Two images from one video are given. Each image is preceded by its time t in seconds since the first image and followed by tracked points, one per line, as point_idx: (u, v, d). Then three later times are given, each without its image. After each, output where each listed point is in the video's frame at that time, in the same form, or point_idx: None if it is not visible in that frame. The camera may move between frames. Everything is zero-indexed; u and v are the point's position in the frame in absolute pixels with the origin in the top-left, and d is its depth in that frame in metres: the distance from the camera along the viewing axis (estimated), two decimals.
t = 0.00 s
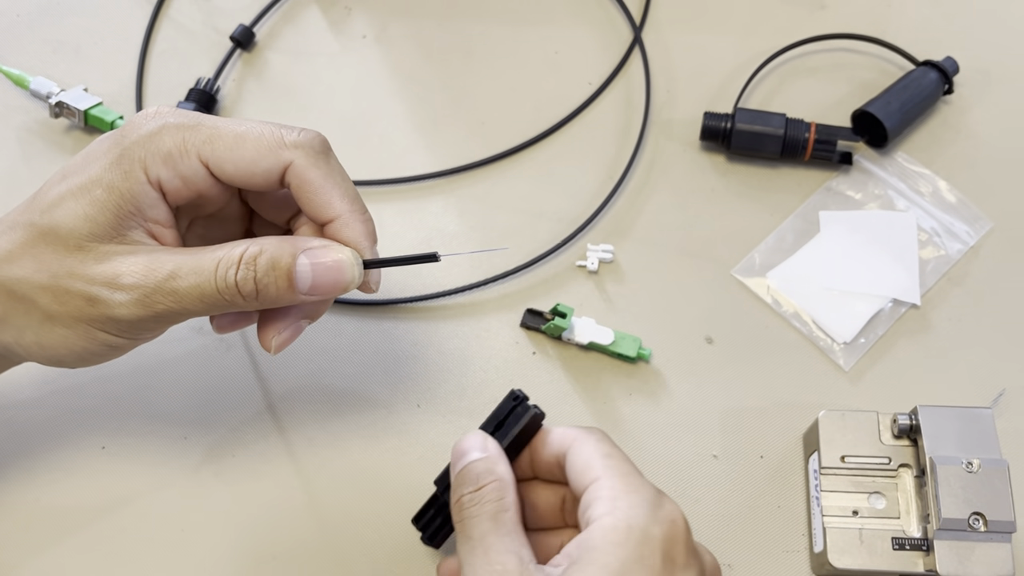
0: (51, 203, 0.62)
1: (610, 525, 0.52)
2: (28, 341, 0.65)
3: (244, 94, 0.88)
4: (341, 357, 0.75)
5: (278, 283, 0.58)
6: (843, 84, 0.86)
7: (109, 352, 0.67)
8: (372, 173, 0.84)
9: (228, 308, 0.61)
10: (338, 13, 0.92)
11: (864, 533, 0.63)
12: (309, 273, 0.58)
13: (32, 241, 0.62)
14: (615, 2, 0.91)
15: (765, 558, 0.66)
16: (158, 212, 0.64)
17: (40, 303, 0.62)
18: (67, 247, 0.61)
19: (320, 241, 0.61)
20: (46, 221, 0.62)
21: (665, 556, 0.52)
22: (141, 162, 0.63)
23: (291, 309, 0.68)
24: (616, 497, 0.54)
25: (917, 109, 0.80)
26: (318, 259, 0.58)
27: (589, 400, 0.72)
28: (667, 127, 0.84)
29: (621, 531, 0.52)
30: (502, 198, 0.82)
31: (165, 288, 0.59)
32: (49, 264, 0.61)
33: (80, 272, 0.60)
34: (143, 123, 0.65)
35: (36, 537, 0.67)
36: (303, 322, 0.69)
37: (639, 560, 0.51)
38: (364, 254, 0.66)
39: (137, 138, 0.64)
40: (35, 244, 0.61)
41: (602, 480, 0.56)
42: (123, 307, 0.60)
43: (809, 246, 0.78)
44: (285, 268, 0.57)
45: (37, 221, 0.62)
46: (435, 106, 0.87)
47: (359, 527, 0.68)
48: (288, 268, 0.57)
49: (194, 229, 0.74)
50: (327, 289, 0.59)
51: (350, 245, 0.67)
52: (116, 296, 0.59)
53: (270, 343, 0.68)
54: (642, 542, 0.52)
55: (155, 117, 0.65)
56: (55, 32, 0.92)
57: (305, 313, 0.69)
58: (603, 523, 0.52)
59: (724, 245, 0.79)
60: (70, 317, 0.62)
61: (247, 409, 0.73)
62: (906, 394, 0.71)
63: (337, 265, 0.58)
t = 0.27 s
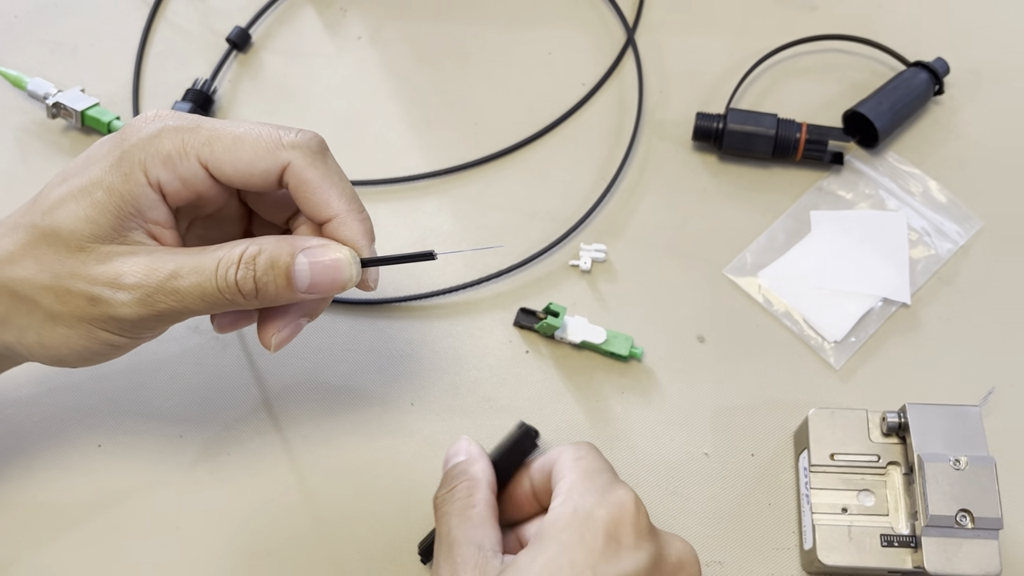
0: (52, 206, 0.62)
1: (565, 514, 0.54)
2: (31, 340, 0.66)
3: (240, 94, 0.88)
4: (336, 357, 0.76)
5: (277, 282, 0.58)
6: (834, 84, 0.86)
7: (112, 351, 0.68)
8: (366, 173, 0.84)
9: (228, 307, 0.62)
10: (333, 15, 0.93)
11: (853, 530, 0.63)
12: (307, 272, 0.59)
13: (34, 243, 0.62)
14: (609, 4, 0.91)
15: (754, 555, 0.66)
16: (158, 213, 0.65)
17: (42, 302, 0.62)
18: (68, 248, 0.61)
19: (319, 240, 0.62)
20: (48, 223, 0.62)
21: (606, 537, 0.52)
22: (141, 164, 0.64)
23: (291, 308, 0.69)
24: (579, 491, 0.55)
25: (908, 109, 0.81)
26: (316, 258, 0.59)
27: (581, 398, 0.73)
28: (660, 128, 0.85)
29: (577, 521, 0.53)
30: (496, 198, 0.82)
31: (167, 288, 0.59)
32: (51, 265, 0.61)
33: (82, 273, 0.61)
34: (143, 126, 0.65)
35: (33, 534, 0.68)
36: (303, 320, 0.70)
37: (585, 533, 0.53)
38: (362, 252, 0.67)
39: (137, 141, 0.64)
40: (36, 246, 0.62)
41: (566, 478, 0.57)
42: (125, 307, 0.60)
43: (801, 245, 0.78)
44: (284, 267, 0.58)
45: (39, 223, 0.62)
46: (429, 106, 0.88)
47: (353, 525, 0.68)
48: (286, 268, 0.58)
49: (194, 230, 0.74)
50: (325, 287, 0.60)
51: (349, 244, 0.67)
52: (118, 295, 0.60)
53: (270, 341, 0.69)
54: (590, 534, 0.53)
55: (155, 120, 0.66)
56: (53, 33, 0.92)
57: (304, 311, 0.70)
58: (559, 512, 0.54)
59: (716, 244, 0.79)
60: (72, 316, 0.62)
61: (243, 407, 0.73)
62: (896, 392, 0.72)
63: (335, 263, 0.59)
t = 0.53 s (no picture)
0: (50, 203, 0.63)
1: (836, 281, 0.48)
2: (31, 337, 0.66)
3: (236, 95, 0.89)
4: (331, 356, 0.76)
5: (275, 270, 0.59)
6: (825, 85, 0.87)
7: (112, 345, 0.68)
8: (361, 174, 0.85)
9: (227, 298, 0.62)
10: (329, 16, 0.94)
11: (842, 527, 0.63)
12: (304, 260, 0.59)
13: (33, 241, 0.63)
14: (602, 6, 0.92)
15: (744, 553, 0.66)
16: (156, 209, 0.65)
17: (43, 299, 0.63)
18: (67, 244, 0.62)
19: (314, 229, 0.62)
20: (47, 220, 0.63)
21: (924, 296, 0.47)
22: (138, 161, 0.64)
23: (286, 298, 0.71)
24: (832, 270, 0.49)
25: (899, 110, 0.81)
26: (313, 246, 0.59)
27: (574, 397, 0.73)
28: (652, 128, 0.85)
29: (814, 296, 0.48)
30: (490, 199, 0.83)
31: (166, 280, 0.60)
32: (50, 262, 0.62)
33: (81, 268, 0.61)
34: (140, 123, 0.66)
35: (28, 532, 0.68)
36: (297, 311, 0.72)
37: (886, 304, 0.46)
38: (357, 240, 0.67)
39: (133, 138, 0.65)
40: (36, 244, 0.63)
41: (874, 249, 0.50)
42: (126, 300, 0.61)
43: (792, 244, 0.79)
44: (281, 255, 0.59)
45: (38, 221, 0.63)
46: (424, 107, 0.88)
47: (346, 522, 0.69)
48: (284, 256, 0.59)
49: (190, 228, 0.75)
50: (322, 275, 0.60)
51: (345, 231, 0.67)
52: (119, 289, 0.61)
53: (265, 331, 0.70)
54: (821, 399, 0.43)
55: (152, 118, 0.67)
56: (50, 35, 0.93)
57: (299, 302, 0.71)
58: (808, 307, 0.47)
59: (708, 243, 0.80)
60: (73, 312, 0.63)
61: (238, 406, 0.74)
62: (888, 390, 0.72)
63: (332, 251, 0.60)
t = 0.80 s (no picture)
0: (50, 208, 0.64)
1: (865, 422, 0.55)
2: (29, 341, 0.66)
3: (231, 100, 0.90)
4: (325, 359, 0.77)
5: (270, 274, 0.60)
6: (816, 90, 0.87)
7: (109, 349, 0.68)
8: (355, 178, 0.85)
9: (224, 303, 0.63)
10: (324, 21, 0.94)
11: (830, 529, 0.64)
12: (298, 265, 0.60)
13: (32, 246, 0.63)
14: (594, 11, 0.93)
15: (733, 554, 0.66)
16: (153, 214, 0.66)
17: (41, 302, 0.63)
18: (66, 249, 0.62)
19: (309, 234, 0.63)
20: (45, 225, 0.63)
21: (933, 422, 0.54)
22: (137, 167, 0.65)
23: (280, 302, 0.72)
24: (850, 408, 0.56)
25: (888, 114, 0.82)
26: (307, 251, 0.60)
27: (565, 400, 0.74)
28: (644, 133, 0.86)
29: (825, 442, 0.56)
30: (482, 203, 0.84)
31: (163, 284, 0.61)
32: (48, 266, 0.62)
33: (79, 272, 0.62)
34: (140, 130, 0.67)
35: (24, 534, 0.69)
36: (291, 316, 0.72)
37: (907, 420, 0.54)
38: (351, 246, 0.68)
39: (132, 144, 0.66)
40: (34, 248, 0.63)
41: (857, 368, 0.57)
42: (123, 304, 0.61)
43: (782, 248, 0.80)
44: (276, 260, 0.60)
45: (37, 225, 0.64)
46: (418, 112, 0.89)
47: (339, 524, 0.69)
48: (279, 260, 0.60)
49: (188, 235, 0.76)
50: (317, 280, 0.61)
51: (339, 237, 0.68)
52: (116, 293, 0.61)
53: (259, 335, 0.70)
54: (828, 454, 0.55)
55: (151, 125, 0.68)
56: (46, 40, 0.94)
57: (293, 306, 0.72)
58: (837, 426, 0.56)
59: (699, 247, 0.80)
60: (70, 316, 0.63)
61: (233, 408, 0.75)
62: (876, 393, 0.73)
63: (325, 256, 0.60)
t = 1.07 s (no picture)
0: (45, 209, 0.64)
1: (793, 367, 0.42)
2: (28, 343, 0.67)
3: (233, 103, 0.90)
4: (327, 361, 0.77)
5: (266, 271, 0.60)
6: (817, 92, 0.87)
7: (106, 351, 0.69)
8: (358, 181, 0.85)
9: (221, 300, 0.63)
10: (325, 24, 0.95)
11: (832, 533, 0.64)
12: (295, 261, 0.60)
13: (29, 247, 0.64)
14: (596, 13, 0.93)
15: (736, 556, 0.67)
16: (149, 213, 0.66)
17: (38, 304, 0.64)
18: (62, 250, 0.63)
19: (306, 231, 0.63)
20: (42, 226, 0.64)
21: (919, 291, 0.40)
22: (131, 166, 0.65)
23: (279, 300, 0.72)
24: (780, 343, 0.44)
25: (890, 117, 0.82)
26: (304, 247, 0.60)
27: (567, 402, 0.74)
28: (646, 135, 0.86)
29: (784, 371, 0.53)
30: (484, 206, 0.84)
31: (160, 283, 0.61)
32: (46, 267, 0.63)
33: (77, 273, 0.62)
34: (134, 129, 0.67)
35: (27, 537, 0.69)
36: (290, 313, 0.72)
37: (860, 353, 0.39)
38: (348, 241, 0.68)
39: (126, 143, 0.66)
40: (31, 250, 0.63)
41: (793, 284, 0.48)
42: (120, 304, 0.62)
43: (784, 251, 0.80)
44: (273, 257, 0.60)
45: (33, 226, 0.64)
46: (419, 114, 0.89)
47: (341, 527, 0.69)
48: (275, 258, 0.60)
49: (186, 232, 0.76)
50: (315, 276, 0.61)
51: (335, 231, 0.68)
52: (113, 293, 0.61)
53: (258, 333, 0.71)
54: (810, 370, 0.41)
55: (145, 124, 0.68)
56: (49, 43, 0.94)
57: (292, 304, 0.72)
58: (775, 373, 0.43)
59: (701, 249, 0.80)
60: (68, 317, 0.64)
61: (236, 411, 0.75)
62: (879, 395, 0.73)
63: (322, 251, 0.61)
